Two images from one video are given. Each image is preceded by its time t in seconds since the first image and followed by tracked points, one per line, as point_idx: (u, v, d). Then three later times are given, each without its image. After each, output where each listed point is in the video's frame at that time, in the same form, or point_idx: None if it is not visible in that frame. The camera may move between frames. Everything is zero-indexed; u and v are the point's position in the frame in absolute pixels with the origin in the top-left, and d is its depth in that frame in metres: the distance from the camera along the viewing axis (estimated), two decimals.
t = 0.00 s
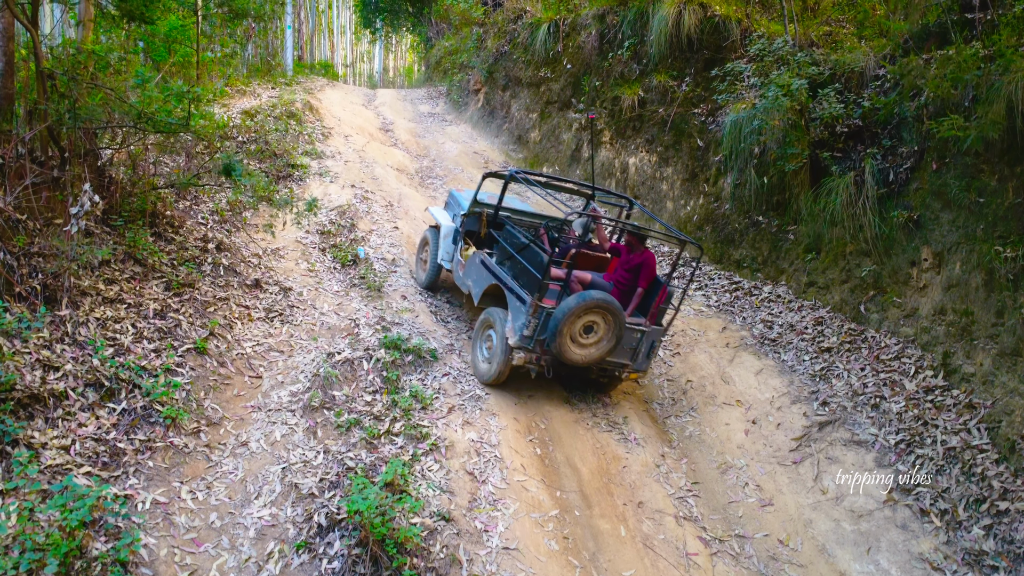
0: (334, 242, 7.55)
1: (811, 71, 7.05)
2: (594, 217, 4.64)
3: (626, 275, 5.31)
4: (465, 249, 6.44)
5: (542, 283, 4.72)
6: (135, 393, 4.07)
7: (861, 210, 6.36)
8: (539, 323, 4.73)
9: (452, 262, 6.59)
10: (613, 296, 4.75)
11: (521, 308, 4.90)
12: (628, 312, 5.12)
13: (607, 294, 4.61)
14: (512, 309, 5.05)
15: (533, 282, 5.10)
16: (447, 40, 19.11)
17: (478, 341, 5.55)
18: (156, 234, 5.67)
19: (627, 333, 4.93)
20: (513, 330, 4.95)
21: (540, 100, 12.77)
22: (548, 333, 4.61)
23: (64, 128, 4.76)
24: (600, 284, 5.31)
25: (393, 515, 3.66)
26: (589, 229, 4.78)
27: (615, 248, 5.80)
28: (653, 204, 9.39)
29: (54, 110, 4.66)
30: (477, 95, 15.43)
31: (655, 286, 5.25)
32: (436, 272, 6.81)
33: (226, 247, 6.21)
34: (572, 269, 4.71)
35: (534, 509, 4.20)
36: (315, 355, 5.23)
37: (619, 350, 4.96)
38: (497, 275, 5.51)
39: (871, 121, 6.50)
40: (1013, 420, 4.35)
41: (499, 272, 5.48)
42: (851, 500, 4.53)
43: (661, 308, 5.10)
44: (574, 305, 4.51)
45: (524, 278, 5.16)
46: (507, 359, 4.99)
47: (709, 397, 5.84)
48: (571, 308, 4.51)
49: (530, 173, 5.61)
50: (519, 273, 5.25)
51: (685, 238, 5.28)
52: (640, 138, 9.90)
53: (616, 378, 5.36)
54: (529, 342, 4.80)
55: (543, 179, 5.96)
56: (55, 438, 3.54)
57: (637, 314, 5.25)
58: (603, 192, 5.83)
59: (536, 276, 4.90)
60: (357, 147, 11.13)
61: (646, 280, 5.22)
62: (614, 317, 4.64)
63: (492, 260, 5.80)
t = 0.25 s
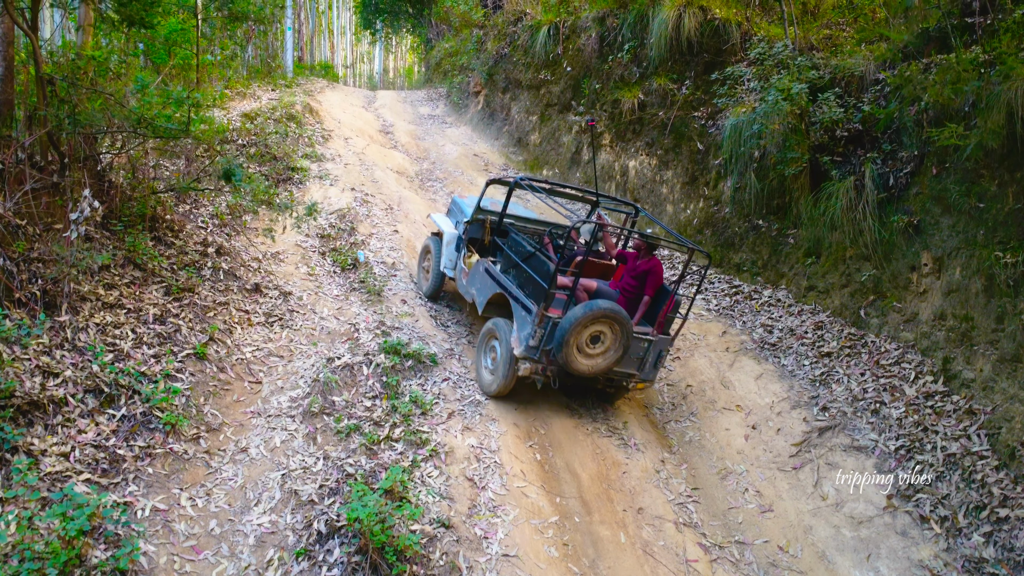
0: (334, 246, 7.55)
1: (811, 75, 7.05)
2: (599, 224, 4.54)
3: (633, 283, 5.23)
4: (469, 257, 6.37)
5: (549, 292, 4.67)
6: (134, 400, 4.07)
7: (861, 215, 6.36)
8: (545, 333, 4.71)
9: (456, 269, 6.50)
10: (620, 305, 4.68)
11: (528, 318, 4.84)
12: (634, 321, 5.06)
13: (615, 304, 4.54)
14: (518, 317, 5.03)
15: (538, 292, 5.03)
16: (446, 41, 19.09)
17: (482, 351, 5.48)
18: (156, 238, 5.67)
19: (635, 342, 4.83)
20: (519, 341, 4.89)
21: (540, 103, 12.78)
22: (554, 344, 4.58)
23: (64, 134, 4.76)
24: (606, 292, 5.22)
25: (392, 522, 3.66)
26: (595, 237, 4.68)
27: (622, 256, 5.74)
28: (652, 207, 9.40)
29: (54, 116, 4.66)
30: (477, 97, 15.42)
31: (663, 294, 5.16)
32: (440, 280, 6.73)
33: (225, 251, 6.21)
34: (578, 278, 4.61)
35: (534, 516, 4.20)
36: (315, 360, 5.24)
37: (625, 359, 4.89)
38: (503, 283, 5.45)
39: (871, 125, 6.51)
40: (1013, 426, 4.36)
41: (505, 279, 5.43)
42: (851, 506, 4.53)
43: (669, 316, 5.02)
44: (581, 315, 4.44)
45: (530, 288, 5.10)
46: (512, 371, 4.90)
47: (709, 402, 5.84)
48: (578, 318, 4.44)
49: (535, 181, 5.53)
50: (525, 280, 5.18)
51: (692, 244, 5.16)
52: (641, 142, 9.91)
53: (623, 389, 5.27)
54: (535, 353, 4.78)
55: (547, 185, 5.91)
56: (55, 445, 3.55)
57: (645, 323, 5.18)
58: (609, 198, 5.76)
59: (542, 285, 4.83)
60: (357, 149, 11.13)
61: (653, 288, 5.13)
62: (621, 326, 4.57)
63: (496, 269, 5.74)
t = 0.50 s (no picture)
0: (334, 250, 7.56)
1: (810, 80, 7.05)
2: (599, 235, 4.40)
3: (636, 291, 5.07)
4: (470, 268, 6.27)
5: (549, 308, 4.54)
6: (134, 407, 4.07)
7: (861, 220, 6.37)
8: (547, 349, 4.58)
9: (458, 282, 6.42)
10: (623, 317, 4.56)
11: (529, 334, 4.73)
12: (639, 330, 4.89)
13: (617, 316, 4.41)
14: (519, 333, 4.91)
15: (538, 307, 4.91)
16: (447, 43, 19.09)
17: (486, 364, 5.42)
18: (156, 243, 5.67)
19: (640, 353, 4.73)
20: (521, 357, 4.79)
21: (540, 105, 12.79)
22: (557, 360, 4.46)
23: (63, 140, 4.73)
24: (610, 303, 5.10)
25: (392, 531, 3.66)
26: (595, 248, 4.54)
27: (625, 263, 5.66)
28: (652, 211, 9.41)
29: (54, 123, 4.65)
30: (477, 99, 15.42)
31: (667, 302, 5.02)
32: (442, 292, 6.65)
33: (225, 256, 6.21)
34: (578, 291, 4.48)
35: (534, 523, 4.21)
36: (315, 365, 5.24)
37: (631, 372, 4.76)
38: (504, 297, 5.33)
39: (871, 130, 6.51)
40: (1013, 433, 4.35)
41: (506, 294, 5.30)
42: (851, 513, 4.53)
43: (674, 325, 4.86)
44: (583, 329, 4.32)
45: (530, 302, 4.98)
46: (516, 384, 4.86)
47: (709, 407, 5.84)
48: (580, 333, 4.32)
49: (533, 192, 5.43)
50: (526, 294, 5.05)
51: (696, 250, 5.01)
52: (641, 145, 9.92)
53: (630, 401, 5.17)
54: (537, 370, 4.67)
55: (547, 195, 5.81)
56: (55, 453, 3.55)
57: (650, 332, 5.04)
58: (610, 205, 5.68)
59: (542, 300, 4.69)
60: (357, 152, 11.14)
61: (657, 296, 4.96)
62: (625, 339, 4.45)
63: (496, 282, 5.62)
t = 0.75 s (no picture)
0: (334, 253, 7.56)
1: (810, 83, 7.05)
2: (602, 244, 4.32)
3: (641, 300, 4.94)
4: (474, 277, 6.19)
5: (553, 319, 4.48)
6: (134, 412, 4.08)
7: (861, 223, 6.37)
8: (551, 361, 4.51)
9: (461, 291, 6.35)
10: (628, 327, 4.50)
11: (533, 346, 4.66)
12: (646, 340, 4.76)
13: (622, 326, 4.35)
14: (524, 344, 4.84)
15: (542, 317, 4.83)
16: (446, 44, 19.07)
17: (490, 377, 5.34)
18: (156, 247, 5.67)
19: (647, 363, 4.63)
20: (525, 369, 4.71)
21: (540, 107, 12.79)
22: (562, 372, 4.39)
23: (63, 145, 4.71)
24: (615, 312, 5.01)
25: (392, 537, 3.66)
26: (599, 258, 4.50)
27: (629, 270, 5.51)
28: (652, 213, 9.42)
29: (53, 127, 4.67)
30: (477, 101, 15.42)
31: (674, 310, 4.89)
32: (445, 301, 6.57)
33: (225, 259, 6.20)
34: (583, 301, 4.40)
35: (534, 528, 4.21)
36: (315, 370, 5.24)
37: (638, 382, 4.68)
38: (508, 308, 5.26)
39: (871, 133, 6.51)
40: (1014, 439, 4.37)
41: (509, 305, 5.23)
42: (851, 518, 4.53)
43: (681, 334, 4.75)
44: (588, 340, 4.27)
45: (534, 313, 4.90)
46: (520, 400, 4.78)
47: (709, 411, 5.84)
48: (585, 344, 4.26)
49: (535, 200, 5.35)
50: (529, 305, 4.99)
51: (702, 256, 4.89)
52: (641, 148, 9.93)
53: (637, 411, 5.10)
54: (542, 382, 4.59)
55: (550, 203, 5.73)
56: (54, 458, 3.56)
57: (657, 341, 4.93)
58: (614, 210, 5.62)
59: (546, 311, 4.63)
60: (357, 154, 11.14)
61: (663, 304, 4.84)
62: (631, 349, 4.39)
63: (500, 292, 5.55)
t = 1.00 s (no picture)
0: (334, 254, 7.56)
1: (810, 85, 7.06)
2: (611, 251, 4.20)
3: (650, 307, 4.88)
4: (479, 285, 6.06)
5: (561, 328, 4.35)
6: (134, 414, 4.09)
7: (861, 225, 6.37)
8: (559, 372, 4.39)
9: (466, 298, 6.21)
10: (638, 337, 4.37)
11: (540, 356, 4.54)
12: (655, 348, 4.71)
13: (632, 336, 4.23)
14: (531, 354, 4.71)
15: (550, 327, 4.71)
16: (446, 45, 19.07)
17: (497, 388, 5.22)
18: (156, 248, 5.67)
19: (657, 372, 4.54)
20: (532, 380, 4.60)
21: (540, 108, 12.79)
22: (571, 383, 4.27)
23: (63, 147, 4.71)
24: (624, 321, 4.93)
25: (392, 541, 3.66)
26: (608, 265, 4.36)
27: (637, 278, 5.47)
28: (652, 215, 9.42)
29: (53, 130, 4.66)
30: (477, 102, 15.41)
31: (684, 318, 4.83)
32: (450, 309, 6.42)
33: (225, 261, 6.20)
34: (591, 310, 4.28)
35: (534, 530, 4.21)
36: (315, 372, 5.25)
37: (648, 392, 4.57)
38: (513, 316, 5.14)
39: (871, 135, 6.51)
40: (1014, 442, 4.39)
41: (516, 313, 5.09)
42: (851, 521, 4.53)
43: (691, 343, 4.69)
44: (597, 350, 4.15)
45: (541, 322, 4.78)
46: (527, 410, 4.67)
47: (709, 413, 5.83)
48: (593, 354, 4.15)
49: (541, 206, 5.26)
50: (536, 314, 4.85)
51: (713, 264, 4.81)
52: (641, 149, 9.94)
53: (647, 421, 4.96)
54: (550, 393, 4.47)
55: (556, 208, 5.62)
56: (54, 461, 3.57)
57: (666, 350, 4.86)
58: (621, 217, 5.54)
59: (554, 320, 4.50)
60: (357, 155, 11.14)
61: (673, 312, 4.79)
62: (641, 360, 4.26)
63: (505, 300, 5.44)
